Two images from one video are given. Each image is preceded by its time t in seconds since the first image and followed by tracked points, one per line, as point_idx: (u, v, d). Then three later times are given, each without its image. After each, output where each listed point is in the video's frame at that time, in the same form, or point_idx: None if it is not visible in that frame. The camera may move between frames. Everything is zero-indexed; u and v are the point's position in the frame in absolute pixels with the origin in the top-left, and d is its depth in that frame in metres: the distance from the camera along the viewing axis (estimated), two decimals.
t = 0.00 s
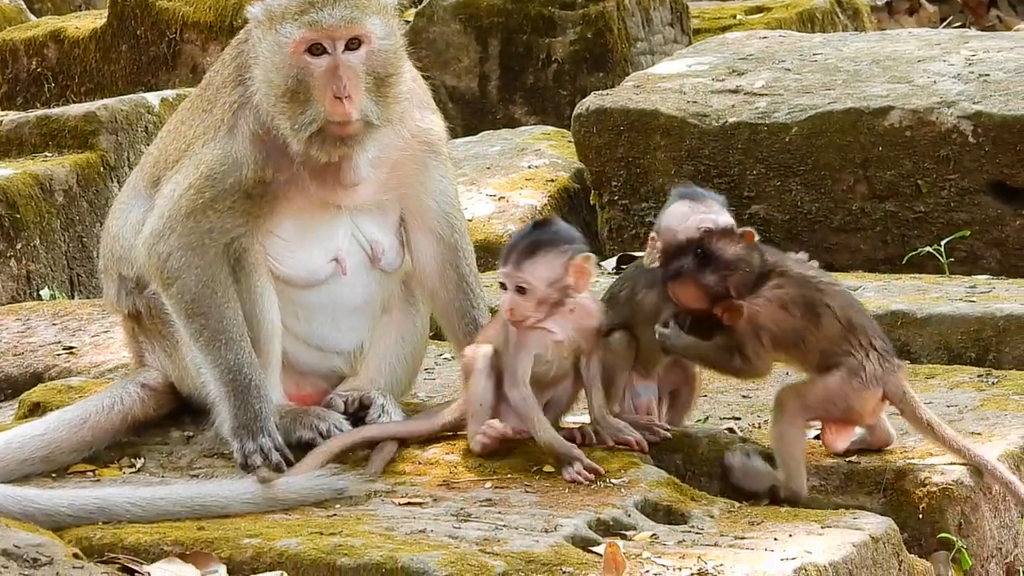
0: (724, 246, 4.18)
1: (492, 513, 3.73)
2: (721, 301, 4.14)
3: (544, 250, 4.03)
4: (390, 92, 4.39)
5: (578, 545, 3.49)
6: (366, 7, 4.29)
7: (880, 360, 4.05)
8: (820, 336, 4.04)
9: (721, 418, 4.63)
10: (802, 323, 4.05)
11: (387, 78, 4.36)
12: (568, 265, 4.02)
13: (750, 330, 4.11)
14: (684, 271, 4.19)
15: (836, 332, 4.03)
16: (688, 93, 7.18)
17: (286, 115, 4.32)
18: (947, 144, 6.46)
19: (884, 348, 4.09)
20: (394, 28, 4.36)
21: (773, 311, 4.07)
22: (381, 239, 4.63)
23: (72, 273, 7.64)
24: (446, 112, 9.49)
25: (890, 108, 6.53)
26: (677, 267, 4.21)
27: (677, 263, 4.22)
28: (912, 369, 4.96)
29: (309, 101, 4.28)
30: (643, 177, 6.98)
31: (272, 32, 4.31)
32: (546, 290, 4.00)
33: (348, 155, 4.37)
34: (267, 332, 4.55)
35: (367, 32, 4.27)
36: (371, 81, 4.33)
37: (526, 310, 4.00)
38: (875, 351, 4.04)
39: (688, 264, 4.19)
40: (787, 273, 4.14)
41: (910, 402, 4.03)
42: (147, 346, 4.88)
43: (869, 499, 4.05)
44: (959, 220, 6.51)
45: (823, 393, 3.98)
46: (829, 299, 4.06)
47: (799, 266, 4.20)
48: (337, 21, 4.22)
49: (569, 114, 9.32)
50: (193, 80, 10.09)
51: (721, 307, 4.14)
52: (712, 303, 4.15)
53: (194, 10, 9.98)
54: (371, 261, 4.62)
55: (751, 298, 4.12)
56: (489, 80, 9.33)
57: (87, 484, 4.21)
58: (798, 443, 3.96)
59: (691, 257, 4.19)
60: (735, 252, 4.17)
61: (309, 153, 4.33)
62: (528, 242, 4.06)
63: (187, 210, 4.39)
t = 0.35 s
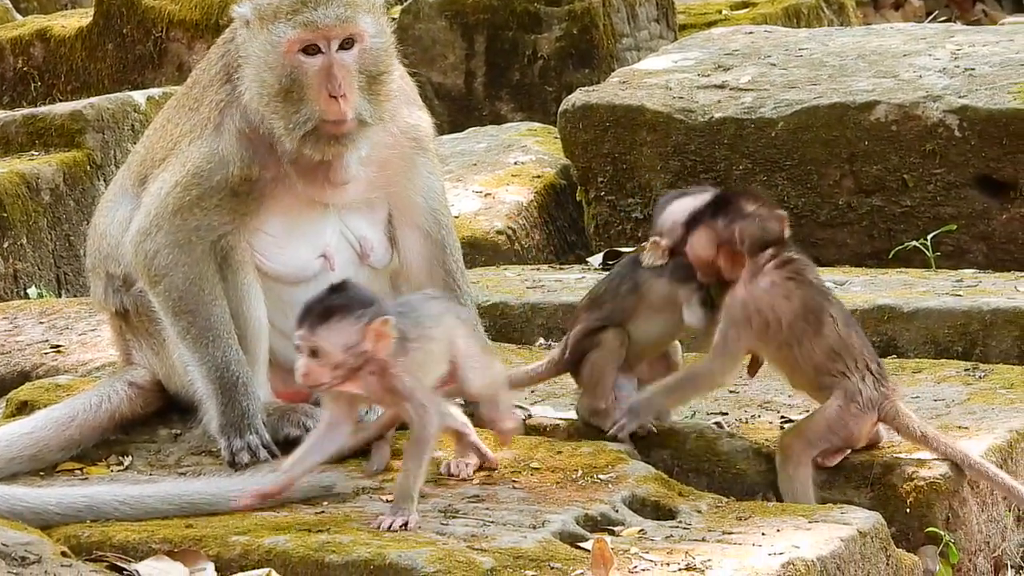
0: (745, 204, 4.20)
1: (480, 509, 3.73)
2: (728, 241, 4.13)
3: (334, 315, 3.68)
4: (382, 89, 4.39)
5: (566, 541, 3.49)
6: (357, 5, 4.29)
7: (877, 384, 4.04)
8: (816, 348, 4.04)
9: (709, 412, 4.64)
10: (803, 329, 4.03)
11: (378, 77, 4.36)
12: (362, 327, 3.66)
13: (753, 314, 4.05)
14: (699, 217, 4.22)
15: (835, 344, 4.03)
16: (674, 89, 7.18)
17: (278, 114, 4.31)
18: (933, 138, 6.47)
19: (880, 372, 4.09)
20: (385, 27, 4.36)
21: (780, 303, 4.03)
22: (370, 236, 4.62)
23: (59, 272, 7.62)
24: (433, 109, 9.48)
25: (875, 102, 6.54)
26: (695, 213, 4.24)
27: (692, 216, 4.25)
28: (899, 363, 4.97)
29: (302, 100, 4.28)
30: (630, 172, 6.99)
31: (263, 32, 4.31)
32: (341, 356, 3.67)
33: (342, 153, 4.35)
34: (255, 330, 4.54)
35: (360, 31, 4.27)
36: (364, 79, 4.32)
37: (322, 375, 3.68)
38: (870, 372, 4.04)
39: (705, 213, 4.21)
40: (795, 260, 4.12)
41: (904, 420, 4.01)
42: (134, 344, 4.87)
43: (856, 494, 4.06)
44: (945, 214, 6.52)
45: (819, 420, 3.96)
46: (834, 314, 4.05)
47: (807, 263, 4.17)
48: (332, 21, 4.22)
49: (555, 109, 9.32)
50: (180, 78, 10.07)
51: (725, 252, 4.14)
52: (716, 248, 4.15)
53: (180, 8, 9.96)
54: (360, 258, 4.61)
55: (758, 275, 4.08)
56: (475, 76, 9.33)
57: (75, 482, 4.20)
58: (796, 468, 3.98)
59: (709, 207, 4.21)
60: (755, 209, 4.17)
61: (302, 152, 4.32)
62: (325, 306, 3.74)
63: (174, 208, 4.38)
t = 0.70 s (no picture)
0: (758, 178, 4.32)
1: (472, 504, 3.73)
2: (757, 203, 4.17)
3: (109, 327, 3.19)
4: (375, 91, 4.38)
5: (558, 536, 3.49)
6: (351, 8, 4.27)
7: (883, 366, 4.08)
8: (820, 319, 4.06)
9: (700, 407, 4.65)
10: (811, 294, 4.06)
11: (372, 79, 4.35)
12: (135, 338, 3.17)
13: (767, 275, 4.10)
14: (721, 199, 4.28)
15: (843, 318, 4.06)
16: (667, 85, 7.19)
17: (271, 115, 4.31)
18: (927, 135, 6.48)
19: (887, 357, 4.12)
20: (380, 29, 4.34)
21: (790, 262, 4.09)
22: (362, 232, 4.62)
23: (52, 266, 7.62)
24: (426, 105, 9.48)
25: (869, 99, 6.55)
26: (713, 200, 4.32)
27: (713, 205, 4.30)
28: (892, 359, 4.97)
29: (294, 101, 4.28)
30: (623, 168, 7.00)
31: (258, 31, 4.30)
32: (114, 371, 3.17)
33: (333, 155, 4.35)
34: (247, 325, 4.51)
35: (354, 35, 4.25)
36: (356, 82, 4.32)
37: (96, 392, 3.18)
38: (877, 354, 4.07)
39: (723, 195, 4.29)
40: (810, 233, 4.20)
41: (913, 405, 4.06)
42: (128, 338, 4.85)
43: (849, 489, 4.06)
44: (938, 211, 6.53)
45: (826, 402, 3.98)
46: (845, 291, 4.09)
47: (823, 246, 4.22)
48: (327, 29, 4.20)
49: (548, 105, 9.33)
50: (174, 72, 10.06)
51: (755, 216, 4.17)
52: (746, 216, 4.17)
53: (174, 2, 9.94)
54: (352, 253, 4.61)
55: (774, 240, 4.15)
56: (469, 72, 9.32)
57: (67, 476, 4.20)
58: (802, 455, 3.96)
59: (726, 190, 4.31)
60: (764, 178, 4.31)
61: (293, 153, 4.32)
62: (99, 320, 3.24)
63: (167, 202, 4.38)
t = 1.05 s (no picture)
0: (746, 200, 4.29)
1: (466, 499, 3.73)
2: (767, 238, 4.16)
3: None
4: (369, 86, 4.38)
5: (552, 531, 3.49)
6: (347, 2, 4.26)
7: (887, 369, 4.14)
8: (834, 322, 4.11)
9: (695, 402, 4.66)
10: (829, 299, 4.11)
11: (366, 74, 4.35)
12: None
13: (788, 293, 4.13)
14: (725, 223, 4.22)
15: (855, 321, 4.11)
16: (662, 81, 7.19)
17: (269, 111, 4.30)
18: (921, 130, 6.48)
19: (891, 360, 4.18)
20: (374, 24, 4.33)
21: (806, 272, 4.13)
22: (355, 227, 4.61)
23: (47, 261, 7.62)
24: (421, 101, 9.48)
25: (864, 94, 6.55)
26: (711, 227, 4.25)
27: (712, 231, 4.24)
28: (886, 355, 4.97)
29: (288, 95, 4.27)
30: (617, 164, 7.02)
31: (252, 26, 4.29)
32: None
33: (327, 149, 4.36)
34: (240, 320, 4.52)
35: (349, 29, 4.24)
36: (350, 76, 4.31)
37: None
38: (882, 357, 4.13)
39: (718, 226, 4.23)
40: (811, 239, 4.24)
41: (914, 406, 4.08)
42: (122, 334, 4.84)
43: (843, 485, 4.06)
44: (933, 207, 6.53)
45: (824, 399, 4.02)
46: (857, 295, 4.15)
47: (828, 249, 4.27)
48: (322, 21, 4.19)
49: (543, 101, 9.33)
50: (168, 68, 10.04)
51: (759, 253, 4.16)
52: (754, 247, 4.15)
53: None
54: (345, 248, 4.61)
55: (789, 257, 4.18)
56: (464, 68, 9.31)
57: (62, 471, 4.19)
58: (798, 449, 3.99)
59: (719, 217, 4.25)
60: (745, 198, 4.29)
61: (289, 146, 4.32)
62: None
63: (161, 198, 4.37)
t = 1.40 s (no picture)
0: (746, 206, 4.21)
1: (455, 496, 3.72)
2: (749, 250, 4.09)
3: None
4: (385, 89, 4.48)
5: (541, 528, 3.48)
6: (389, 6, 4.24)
7: (872, 372, 4.06)
8: (809, 324, 4.08)
9: (684, 399, 4.66)
10: (802, 306, 4.08)
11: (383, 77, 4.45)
12: None
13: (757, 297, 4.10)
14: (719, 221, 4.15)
15: (830, 326, 4.06)
16: (652, 78, 7.20)
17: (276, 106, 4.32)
18: (910, 127, 6.49)
19: (878, 360, 4.10)
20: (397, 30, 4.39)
21: (782, 278, 4.10)
22: (344, 224, 4.59)
23: (36, 259, 7.61)
24: (411, 98, 9.47)
25: (853, 91, 6.56)
26: (703, 218, 4.18)
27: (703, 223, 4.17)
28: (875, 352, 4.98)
29: (333, 98, 4.25)
30: (606, 161, 7.02)
31: (302, 25, 4.20)
32: None
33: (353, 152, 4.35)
34: (228, 318, 4.51)
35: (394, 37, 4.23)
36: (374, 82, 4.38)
37: None
38: (864, 359, 4.06)
39: (715, 218, 4.16)
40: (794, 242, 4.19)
41: (904, 407, 4.03)
42: (110, 331, 4.82)
43: (832, 482, 4.06)
44: (922, 203, 6.54)
45: (812, 403, 4.00)
46: (838, 298, 4.09)
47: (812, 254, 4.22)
48: (383, 28, 4.14)
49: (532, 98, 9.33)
50: (158, 66, 9.98)
51: (734, 260, 4.09)
52: (728, 255, 4.09)
53: None
54: (333, 246, 4.59)
55: (767, 260, 4.12)
56: (453, 65, 9.29)
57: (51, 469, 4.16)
58: (783, 450, 3.97)
59: (719, 210, 4.18)
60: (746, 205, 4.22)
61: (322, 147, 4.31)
62: None
63: (149, 195, 4.35)
